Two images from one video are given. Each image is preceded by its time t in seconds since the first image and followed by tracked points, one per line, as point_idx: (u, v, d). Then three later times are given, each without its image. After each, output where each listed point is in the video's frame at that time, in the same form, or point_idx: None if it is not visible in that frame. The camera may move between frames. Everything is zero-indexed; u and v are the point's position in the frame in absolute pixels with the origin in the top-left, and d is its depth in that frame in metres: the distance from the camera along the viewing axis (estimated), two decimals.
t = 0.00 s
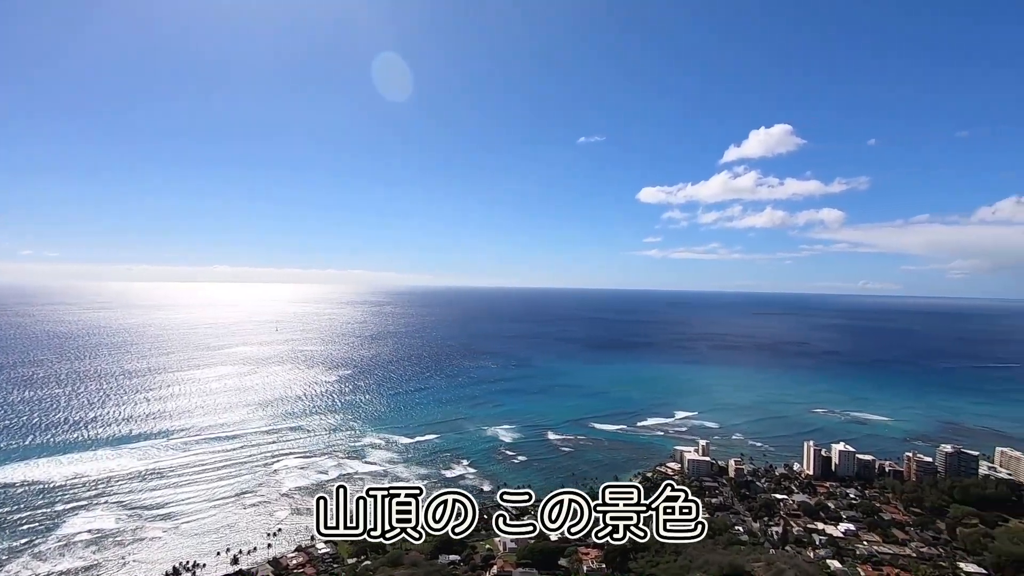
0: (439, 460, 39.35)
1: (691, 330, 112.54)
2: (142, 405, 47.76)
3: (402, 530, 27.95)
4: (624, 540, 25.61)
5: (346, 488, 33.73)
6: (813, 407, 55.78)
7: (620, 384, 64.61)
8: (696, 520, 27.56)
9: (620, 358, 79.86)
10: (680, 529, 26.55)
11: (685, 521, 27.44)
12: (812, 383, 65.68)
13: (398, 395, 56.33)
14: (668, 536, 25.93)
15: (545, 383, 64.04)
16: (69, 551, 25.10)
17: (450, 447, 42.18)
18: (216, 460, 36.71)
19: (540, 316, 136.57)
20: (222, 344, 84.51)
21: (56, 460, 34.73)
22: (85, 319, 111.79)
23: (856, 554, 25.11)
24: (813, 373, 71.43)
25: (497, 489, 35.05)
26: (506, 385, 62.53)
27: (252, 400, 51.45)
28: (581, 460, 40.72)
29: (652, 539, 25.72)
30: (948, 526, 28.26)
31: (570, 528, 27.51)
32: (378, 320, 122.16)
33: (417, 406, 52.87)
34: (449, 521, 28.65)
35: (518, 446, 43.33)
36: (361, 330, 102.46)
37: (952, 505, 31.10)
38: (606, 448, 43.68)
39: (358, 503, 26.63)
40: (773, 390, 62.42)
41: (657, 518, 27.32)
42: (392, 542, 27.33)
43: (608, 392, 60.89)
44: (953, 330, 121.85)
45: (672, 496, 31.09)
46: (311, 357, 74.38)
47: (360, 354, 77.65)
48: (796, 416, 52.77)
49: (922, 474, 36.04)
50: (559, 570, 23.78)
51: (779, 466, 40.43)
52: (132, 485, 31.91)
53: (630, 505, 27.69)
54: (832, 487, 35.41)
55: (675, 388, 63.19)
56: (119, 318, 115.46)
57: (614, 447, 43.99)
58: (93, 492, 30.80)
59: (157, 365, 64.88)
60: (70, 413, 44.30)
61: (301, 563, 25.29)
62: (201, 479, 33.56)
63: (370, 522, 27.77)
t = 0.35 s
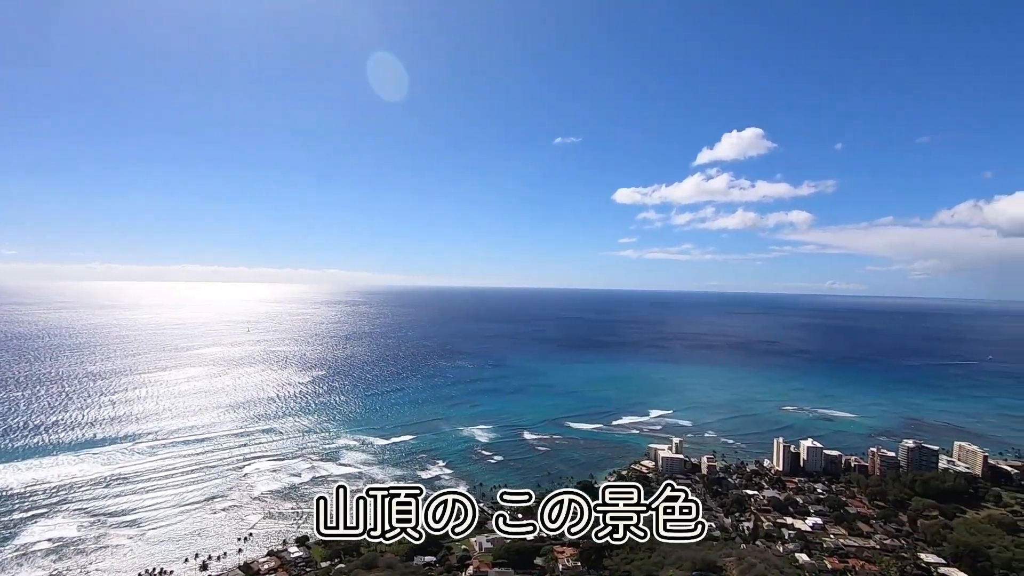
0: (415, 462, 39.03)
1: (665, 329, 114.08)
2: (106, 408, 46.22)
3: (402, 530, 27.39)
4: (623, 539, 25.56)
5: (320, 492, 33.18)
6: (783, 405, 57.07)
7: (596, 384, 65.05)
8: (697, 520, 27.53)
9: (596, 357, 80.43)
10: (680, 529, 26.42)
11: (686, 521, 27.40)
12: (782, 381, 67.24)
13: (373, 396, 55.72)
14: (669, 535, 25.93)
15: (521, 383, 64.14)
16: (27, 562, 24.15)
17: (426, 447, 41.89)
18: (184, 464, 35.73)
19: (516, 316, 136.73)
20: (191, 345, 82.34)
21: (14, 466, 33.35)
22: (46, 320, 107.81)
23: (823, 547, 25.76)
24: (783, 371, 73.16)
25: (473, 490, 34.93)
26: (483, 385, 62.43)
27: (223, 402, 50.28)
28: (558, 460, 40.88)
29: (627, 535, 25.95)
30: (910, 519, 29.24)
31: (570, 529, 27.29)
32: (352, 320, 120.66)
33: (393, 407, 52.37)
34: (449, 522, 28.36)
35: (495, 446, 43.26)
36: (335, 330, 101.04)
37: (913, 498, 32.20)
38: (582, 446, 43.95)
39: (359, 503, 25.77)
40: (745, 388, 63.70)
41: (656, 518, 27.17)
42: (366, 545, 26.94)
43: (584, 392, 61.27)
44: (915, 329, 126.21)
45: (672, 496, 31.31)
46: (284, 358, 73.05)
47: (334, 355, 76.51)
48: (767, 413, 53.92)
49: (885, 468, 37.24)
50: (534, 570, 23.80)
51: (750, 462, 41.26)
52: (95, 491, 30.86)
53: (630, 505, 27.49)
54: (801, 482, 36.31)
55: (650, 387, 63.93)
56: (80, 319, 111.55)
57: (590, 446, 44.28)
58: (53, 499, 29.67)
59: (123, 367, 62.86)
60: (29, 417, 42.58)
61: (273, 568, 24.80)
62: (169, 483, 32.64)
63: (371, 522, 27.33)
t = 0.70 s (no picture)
0: (389, 463, 38.65)
1: (639, 330, 115.47)
2: (67, 411, 44.61)
3: (402, 530, 26.89)
4: (624, 540, 25.56)
5: (292, 495, 32.61)
6: (753, 404, 58.34)
7: (571, 384, 65.48)
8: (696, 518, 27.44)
9: (571, 357, 80.99)
10: (680, 529, 26.17)
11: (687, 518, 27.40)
12: (752, 381, 68.74)
13: (347, 397, 55.03)
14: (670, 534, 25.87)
15: (497, 383, 64.18)
16: None
17: (401, 449, 41.56)
18: (150, 468, 34.75)
19: (492, 316, 136.78)
20: (158, 345, 80.07)
21: None
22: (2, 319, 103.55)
23: (791, 543, 26.39)
24: (753, 370, 74.78)
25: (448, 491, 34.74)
26: (458, 386, 62.26)
27: (191, 404, 49.01)
28: (533, 460, 41.01)
29: (602, 535, 26.16)
30: (873, 513, 30.17)
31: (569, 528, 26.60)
32: (326, 320, 119.03)
33: (367, 408, 51.81)
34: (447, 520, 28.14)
35: (470, 446, 43.18)
36: (308, 331, 99.44)
37: (876, 493, 33.24)
38: (557, 446, 44.18)
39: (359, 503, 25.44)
40: (717, 387, 64.90)
41: (656, 518, 26.98)
42: (339, 548, 26.53)
43: (560, 392, 61.62)
44: (878, 329, 130.48)
45: (672, 496, 31.03)
46: (255, 359, 71.63)
47: (307, 355, 75.31)
48: (738, 413, 55.03)
49: (850, 465, 38.39)
50: (509, 570, 23.85)
51: (721, 460, 42.04)
52: (55, 498, 29.76)
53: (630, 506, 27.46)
54: (770, 479, 37.15)
55: (624, 387, 64.64)
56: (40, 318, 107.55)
57: (565, 445, 44.56)
58: (10, 506, 28.57)
59: (85, 369, 60.74)
60: None
61: (242, 573, 24.27)
62: (133, 488, 31.67)
63: (371, 522, 27.04)
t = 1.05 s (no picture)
0: (368, 466, 38.19)
1: (618, 331, 116.39)
2: (33, 415, 43.18)
3: (402, 530, 27.82)
4: (625, 539, 25.51)
5: (267, 499, 32.02)
6: (730, 404, 59.22)
7: (551, 385, 65.66)
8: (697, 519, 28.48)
9: (551, 358, 81.26)
10: (680, 528, 26.63)
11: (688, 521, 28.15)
12: (728, 381, 69.83)
13: (325, 399, 54.31)
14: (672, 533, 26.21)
15: (476, 384, 64.06)
16: None
17: (380, 451, 41.18)
18: (120, 474, 33.80)
19: (471, 317, 136.45)
20: (128, 347, 77.96)
21: None
22: None
23: (765, 540, 26.84)
24: (729, 371, 75.97)
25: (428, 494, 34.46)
26: (438, 387, 61.94)
27: (164, 407, 47.82)
28: (513, 461, 40.98)
29: (581, 536, 26.24)
30: (844, 510, 30.88)
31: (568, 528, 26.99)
32: (303, 321, 117.45)
33: (345, 410, 51.19)
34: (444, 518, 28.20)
35: (450, 448, 42.96)
36: (285, 332, 97.94)
37: (847, 491, 34.03)
38: (537, 447, 44.33)
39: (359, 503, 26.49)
40: (694, 388, 65.78)
41: (656, 517, 27.26)
42: (316, 552, 26.09)
43: (539, 393, 61.74)
44: (849, 330, 133.73)
45: (672, 496, 31.62)
46: (230, 361, 70.27)
47: (284, 357, 74.13)
48: (715, 413, 55.81)
49: (822, 463, 39.25)
50: (488, 572, 23.85)
51: (699, 460, 42.56)
52: (19, 505, 28.76)
53: (631, 505, 28.06)
54: (745, 478, 37.73)
55: (603, 387, 65.05)
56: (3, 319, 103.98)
57: (544, 446, 44.64)
58: None
59: (51, 371, 58.82)
60: None
61: None
62: (102, 495, 30.76)
63: (370, 522, 27.44)
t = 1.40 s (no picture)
0: (343, 471, 37.66)
1: (595, 332, 117.34)
2: None
3: (402, 530, 27.45)
4: (624, 539, 25.58)
5: (239, 506, 31.38)
6: (704, 404, 60.17)
7: (528, 386, 65.78)
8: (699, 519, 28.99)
9: (528, 360, 81.47)
10: (680, 528, 27.11)
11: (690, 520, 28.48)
12: (703, 382, 70.92)
13: (299, 403, 53.47)
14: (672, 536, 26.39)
15: (454, 387, 63.85)
16: None
17: (356, 455, 40.64)
18: (84, 482, 32.73)
19: (449, 320, 135.85)
20: (94, 351, 75.54)
21: None
22: None
23: (739, 538, 27.28)
24: (704, 371, 77.17)
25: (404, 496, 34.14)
26: (415, 390, 61.55)
27: (131, 413, 46.44)
28: (490, 464, 40.92)
29: (558, 537, 26.30)
30: (814, 507, 31.61)
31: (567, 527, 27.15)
32: (277, 324, 115.61)
33: (319, 414, 50.46)
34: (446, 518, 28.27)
35: (427, 451, 42.69)
36: (258, 335, 96.10)
37: (817, 488, 34.88)
38: (514, 449, 44.34)
39: (359, 502, 25.85)
40: (670, 389, 66.63)
41: (656, 518, 27.65)
42: (289, 559, 25.59)
43: (517, 395, 61.82)
44: (818, 331, 137.23)
45: (672, 496, 32.08)
46: (201, 365, 68.64)
47: (257, 360, 72.77)
48: (690, 413, 56.63)
49: (793, 461, 40.11)
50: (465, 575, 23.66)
51: (674, 460, 43.12)
52: None
53: (631, 506, 28.28)
54: (719, 477, 38.36)
55: (580, 389, 65.47)
56: None
57: (522, 448, 44.70)
58: None
59: (10, 377, 56.60)
60: None
61: None
62: (66, 504, 29.75)
63: (371, 522, 26.87)
